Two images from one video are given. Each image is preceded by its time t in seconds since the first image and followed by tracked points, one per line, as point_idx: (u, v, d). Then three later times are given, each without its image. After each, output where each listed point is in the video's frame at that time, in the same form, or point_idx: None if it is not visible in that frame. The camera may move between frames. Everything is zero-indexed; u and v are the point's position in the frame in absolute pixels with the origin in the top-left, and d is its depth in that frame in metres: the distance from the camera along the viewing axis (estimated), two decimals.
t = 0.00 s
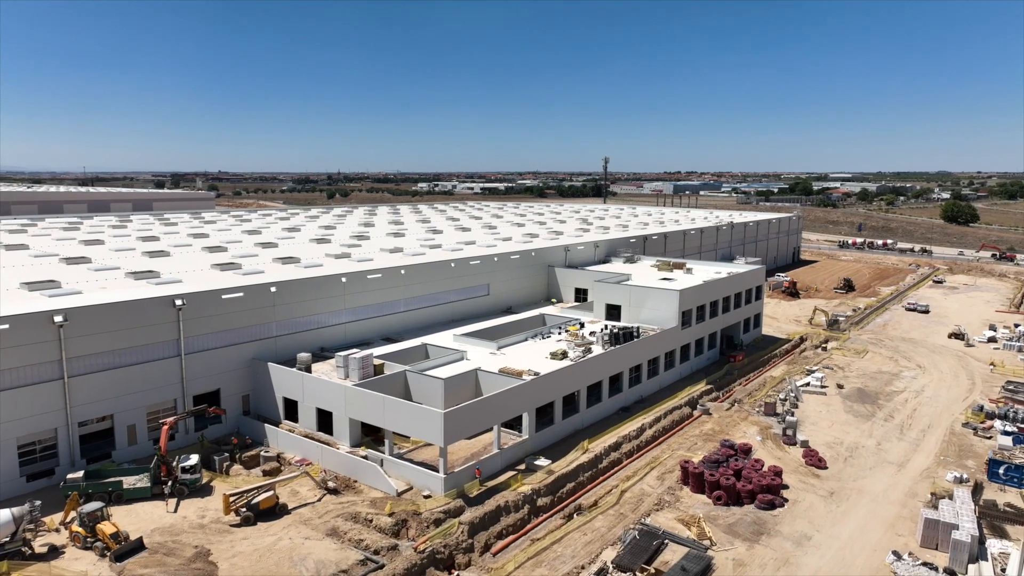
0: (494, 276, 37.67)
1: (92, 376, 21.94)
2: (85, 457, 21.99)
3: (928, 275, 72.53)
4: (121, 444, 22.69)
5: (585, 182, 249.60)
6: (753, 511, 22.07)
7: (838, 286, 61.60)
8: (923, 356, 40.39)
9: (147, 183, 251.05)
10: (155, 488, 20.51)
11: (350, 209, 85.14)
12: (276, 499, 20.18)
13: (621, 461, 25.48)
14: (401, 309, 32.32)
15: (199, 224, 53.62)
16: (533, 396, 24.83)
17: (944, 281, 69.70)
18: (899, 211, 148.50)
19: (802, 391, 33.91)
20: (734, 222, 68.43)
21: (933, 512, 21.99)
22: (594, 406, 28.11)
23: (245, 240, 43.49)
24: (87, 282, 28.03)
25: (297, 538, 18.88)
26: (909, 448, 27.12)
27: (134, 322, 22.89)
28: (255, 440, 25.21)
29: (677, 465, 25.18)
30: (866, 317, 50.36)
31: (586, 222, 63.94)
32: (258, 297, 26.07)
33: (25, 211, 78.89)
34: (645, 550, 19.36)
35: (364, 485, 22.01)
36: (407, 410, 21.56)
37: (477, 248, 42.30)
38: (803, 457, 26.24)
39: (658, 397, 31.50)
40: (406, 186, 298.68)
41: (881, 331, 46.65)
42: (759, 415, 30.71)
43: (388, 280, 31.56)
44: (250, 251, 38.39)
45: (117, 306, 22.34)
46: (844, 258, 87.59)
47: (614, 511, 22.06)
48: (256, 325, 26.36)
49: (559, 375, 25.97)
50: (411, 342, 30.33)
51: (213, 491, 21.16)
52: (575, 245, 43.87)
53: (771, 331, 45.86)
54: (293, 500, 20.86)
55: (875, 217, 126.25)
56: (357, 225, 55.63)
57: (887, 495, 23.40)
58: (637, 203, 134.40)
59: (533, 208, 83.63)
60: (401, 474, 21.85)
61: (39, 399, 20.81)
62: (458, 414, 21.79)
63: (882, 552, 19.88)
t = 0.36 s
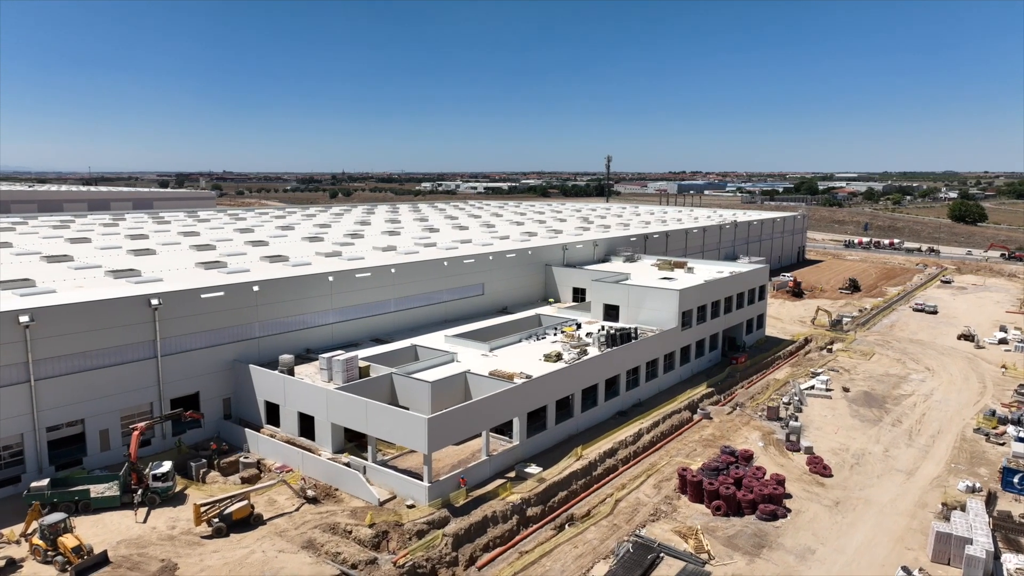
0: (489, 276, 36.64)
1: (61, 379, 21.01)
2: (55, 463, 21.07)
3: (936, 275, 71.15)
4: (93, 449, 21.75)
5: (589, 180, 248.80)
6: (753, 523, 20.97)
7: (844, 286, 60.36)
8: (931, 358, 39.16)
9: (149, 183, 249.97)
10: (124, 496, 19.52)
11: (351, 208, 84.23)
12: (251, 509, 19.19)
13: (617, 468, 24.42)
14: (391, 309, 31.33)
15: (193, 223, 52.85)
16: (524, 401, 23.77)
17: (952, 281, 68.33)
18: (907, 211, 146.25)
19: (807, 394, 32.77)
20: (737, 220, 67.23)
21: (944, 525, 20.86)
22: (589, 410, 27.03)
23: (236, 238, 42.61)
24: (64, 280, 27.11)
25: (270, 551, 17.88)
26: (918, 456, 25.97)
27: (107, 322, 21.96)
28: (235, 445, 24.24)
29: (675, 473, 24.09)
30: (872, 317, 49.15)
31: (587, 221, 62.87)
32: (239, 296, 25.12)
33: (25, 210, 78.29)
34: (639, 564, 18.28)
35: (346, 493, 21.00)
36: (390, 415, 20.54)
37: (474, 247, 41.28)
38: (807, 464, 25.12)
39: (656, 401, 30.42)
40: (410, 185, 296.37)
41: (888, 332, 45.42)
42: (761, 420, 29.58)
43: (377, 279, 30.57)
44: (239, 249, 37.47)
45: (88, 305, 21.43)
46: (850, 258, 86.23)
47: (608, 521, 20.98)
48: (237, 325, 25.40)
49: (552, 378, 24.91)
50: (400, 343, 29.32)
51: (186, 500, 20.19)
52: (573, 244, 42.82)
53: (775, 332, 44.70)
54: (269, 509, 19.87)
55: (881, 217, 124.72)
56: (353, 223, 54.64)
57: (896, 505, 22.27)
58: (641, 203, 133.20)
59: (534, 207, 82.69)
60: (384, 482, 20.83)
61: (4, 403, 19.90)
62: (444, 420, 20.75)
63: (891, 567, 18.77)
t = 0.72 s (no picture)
0: (482, 275, 35.63)
1: (27, 382, 20.09)
2: (20, 470, 20.14)
3: (943, 275, 69.86)
4: (60, 456, 20.81)
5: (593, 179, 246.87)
6: (753, 535, 19.88)
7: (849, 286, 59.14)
8: (940, 361, 37.97)
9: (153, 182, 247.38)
10: (89, 506, 18.58)
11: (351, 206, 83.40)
12: (221, 520, 18.21)
13: (611, 476, 23.36)
14: (379, 309, 30.34)
15: (186, 221, 52.02)
16: (513, 405, 22.73)
17: (960, 281, 67.00)
18: (916, 211, 143.37)
19: (810, 398, 31.64)
20: (740, 219, 66.04)
21: (955, 538, 19.75)
22: (583, 414, 25.97)
23: (225, 236, 41.65)
24: (39, 279, 26.18)
25: (239, 565, 16.88)
26: (927, 463, 24.83)
27: (77, 323, 21.03)
28: (212, 451, 23.27)
29: (672, 481, 23.02)
30: (878, 318, 47.94)
31: (587, 219, 61.78)
32: (217, 296, 24.17)
33: (25, 209, 77.65)
34: None
35: (324, 503, 20.00)
36: (370, 421, 19.53)
37: (468, 245, 40.28)
38: (810, 472, 24.01)
39: (653, 405, 29.34)
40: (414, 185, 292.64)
41: (894, 333, 44.22)
42: (763, 425, 28.48)
43: (365, 278, 29.60)
44: (227, 247, 36.55)
45: (56, 305, 20.50)
46: (856, 258, 84.85)
47: (599, 533, 19.92)
48: (216, 326, 24.46)
49: (543, 381, 23.88)
50: (388, 344, 28.32)
51: (155, 509, 19.21)
52: (571, 242, 41.77)
53: (778, 333, 43.55)
54: (242, 520, 18.87)
55: (888, 216, 123.14)
56: (348, 221, 53.70)
57: (904, 516, 21.15)
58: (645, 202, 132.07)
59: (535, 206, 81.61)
60: (364, 491, 19.82)
61: None
62: (427, 425, 19.73)
63: None
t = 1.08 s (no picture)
0: (475, 274, 34.57)
1: None
2: None
3: (950, 276, 68.58)
4: (23, 463, 19.85)
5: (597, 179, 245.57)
6: (751, 549, 18.81)
7: (853, 286, 57.90)
8: (947, 363, 36.79)
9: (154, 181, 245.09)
10: (48, 517, 17.63)
11: (355, 205, 82.77)
12: (186, 532, 17.27)
13: (602, 485, 22.29)
14: (366, 309, 29.33)
15: (178, 219, 51.16)
16: (500, 411, 21.68)
17: (967, 281, 65.70)
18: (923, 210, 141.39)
19: (813, 402, 30.51)
20: (743, 218, 64.84)
21: (965, 553, 18.63)
22: (574, 419, 24.89)
23: (213, 235, 40.69)
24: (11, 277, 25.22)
25: None
26: (934, 472, 23.71)
27: (42, 323, 20.09)
28: (186, 457, 22.28)
29: (666, 490, 21.94)
30: (884, 319, 46.70)
31: (586, 218, 60.68)
32: (193, 295, 23.19)
33: (23, 207, 76.80)
34: None
35: (298, 513, 18.98)
36: (345, 427, 18.50)
37: (462, 244, 39.28)
38: (812, 481, 22.91)
39: (649, 409, 28.24)
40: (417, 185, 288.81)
41: (900, 334, 43.03)
42: (763, 430, 27.36)
43: (351, 277, 28.58)
44: (212, 245, 35.57)
45: (18, 305, 19.55)
46: (861, 258, 83.52)
47: (588, 547, 18.87)
48: (192, 326, 23.46)
49: (532, 385, 22.83)
50: (373, 346, 27.31)
51: (119, 520, 18.24)
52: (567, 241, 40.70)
53: (780, 335, 42.40)
54: (210, 532, 17.87)
55: (894, 216, 121.65)
56: (342, 219, 52.73)
57: (911, 528, 20.05)
58: (648, 201, 130.83)
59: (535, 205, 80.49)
60: (340, 501, 18.79)
61: None
62: (406, 432, 18.69)
63: None
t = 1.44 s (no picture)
0: (465, 274, 33.55)
1: None
2: None
3: (957, 276, 67.33)
4: None
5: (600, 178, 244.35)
6: (746, 566, 17.74)
7: (857, 287, 56.69)
8: (955, 367, 35.62)
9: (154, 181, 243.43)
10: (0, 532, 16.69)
11: (354, 205, 81.85)
12: (145, 548, 16.21)
13: (591, 495, 21.24)
14: (350, 311, 28.33)
15: (169, 218, 50.39)
16: (484, 417, 20.64)
17: (974, 282, 64.44)
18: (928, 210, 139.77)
19: (815, 408, 29.38)
20: (745, 217, 63.71)
21: (975, 571, 17.53)
22: (564, 426, 23.84)
23: (200, 234, 39.80)
24: None
25: None
26: (942, 482, 22.59)
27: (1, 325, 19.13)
28: (156, 465, 21.29)
29: (658, 501, 20.87)
30: (888, 321, 45.51)
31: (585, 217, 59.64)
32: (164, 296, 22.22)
33: (21, 206, 76.23)
34: None
35: (267, 527, 17.97)
36: (316, 436, 17.48)
37: (454, 243, 38.24)
38: (812, 492, 21.81)
39: (644, 415, 27.18)
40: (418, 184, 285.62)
41: (906, 336, 41.86)
42: (762, 437, 26.26)
43: (335, 278, 27.58)
44: (197, 245, 34.64)
45: None
46: (866, 258, 82.26)
47: (573, 563, 17.82)
48: (164, 328, 22.49)
49: (518, 390, 21.80)
50: (356, 349, 26.30)
51: (77, 534, 17.26)
52: (562, 240, 39.66)
53: (782, 337, 41.27)
54: (172, 547, 16.87)
55: (899, 215, 120.27)
56: (335, 218, 51.74)
57: (917, 543, 18.95)
58: (651, 201, 129.55)
59: (535, 204, 79.49)
60: (312, 513, 17.77)
61: None
62: (380, 442, 17.66)
63: None
